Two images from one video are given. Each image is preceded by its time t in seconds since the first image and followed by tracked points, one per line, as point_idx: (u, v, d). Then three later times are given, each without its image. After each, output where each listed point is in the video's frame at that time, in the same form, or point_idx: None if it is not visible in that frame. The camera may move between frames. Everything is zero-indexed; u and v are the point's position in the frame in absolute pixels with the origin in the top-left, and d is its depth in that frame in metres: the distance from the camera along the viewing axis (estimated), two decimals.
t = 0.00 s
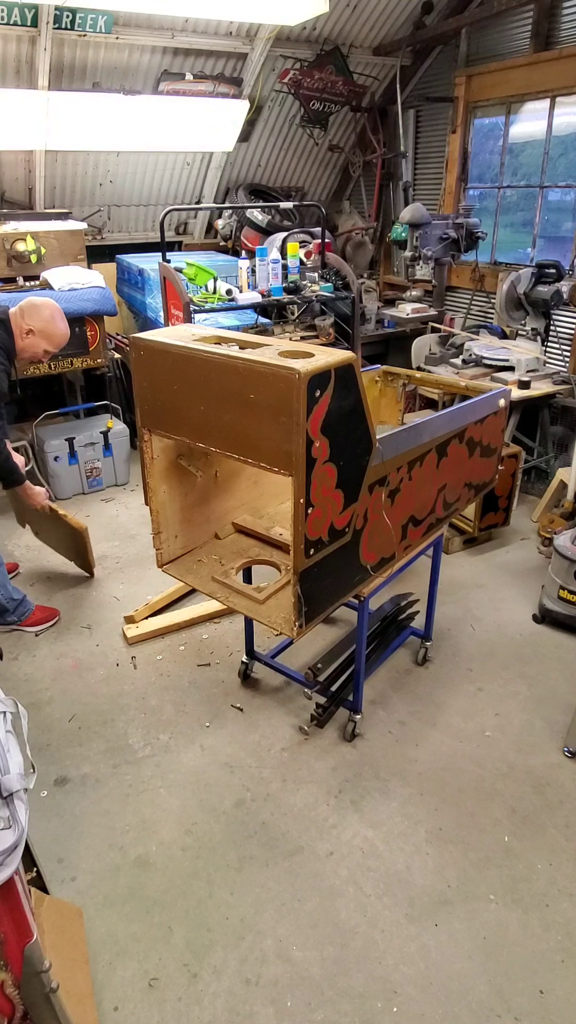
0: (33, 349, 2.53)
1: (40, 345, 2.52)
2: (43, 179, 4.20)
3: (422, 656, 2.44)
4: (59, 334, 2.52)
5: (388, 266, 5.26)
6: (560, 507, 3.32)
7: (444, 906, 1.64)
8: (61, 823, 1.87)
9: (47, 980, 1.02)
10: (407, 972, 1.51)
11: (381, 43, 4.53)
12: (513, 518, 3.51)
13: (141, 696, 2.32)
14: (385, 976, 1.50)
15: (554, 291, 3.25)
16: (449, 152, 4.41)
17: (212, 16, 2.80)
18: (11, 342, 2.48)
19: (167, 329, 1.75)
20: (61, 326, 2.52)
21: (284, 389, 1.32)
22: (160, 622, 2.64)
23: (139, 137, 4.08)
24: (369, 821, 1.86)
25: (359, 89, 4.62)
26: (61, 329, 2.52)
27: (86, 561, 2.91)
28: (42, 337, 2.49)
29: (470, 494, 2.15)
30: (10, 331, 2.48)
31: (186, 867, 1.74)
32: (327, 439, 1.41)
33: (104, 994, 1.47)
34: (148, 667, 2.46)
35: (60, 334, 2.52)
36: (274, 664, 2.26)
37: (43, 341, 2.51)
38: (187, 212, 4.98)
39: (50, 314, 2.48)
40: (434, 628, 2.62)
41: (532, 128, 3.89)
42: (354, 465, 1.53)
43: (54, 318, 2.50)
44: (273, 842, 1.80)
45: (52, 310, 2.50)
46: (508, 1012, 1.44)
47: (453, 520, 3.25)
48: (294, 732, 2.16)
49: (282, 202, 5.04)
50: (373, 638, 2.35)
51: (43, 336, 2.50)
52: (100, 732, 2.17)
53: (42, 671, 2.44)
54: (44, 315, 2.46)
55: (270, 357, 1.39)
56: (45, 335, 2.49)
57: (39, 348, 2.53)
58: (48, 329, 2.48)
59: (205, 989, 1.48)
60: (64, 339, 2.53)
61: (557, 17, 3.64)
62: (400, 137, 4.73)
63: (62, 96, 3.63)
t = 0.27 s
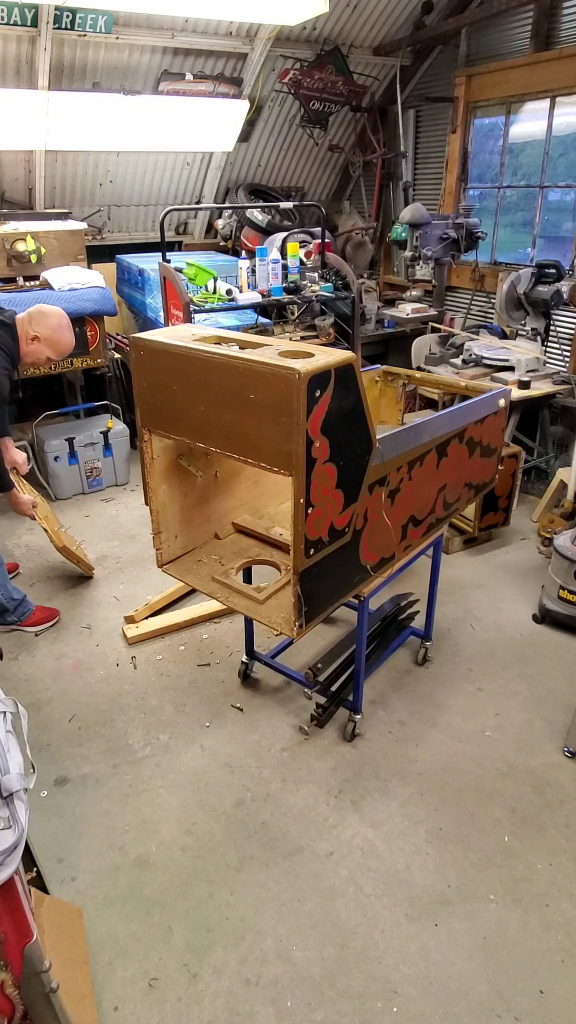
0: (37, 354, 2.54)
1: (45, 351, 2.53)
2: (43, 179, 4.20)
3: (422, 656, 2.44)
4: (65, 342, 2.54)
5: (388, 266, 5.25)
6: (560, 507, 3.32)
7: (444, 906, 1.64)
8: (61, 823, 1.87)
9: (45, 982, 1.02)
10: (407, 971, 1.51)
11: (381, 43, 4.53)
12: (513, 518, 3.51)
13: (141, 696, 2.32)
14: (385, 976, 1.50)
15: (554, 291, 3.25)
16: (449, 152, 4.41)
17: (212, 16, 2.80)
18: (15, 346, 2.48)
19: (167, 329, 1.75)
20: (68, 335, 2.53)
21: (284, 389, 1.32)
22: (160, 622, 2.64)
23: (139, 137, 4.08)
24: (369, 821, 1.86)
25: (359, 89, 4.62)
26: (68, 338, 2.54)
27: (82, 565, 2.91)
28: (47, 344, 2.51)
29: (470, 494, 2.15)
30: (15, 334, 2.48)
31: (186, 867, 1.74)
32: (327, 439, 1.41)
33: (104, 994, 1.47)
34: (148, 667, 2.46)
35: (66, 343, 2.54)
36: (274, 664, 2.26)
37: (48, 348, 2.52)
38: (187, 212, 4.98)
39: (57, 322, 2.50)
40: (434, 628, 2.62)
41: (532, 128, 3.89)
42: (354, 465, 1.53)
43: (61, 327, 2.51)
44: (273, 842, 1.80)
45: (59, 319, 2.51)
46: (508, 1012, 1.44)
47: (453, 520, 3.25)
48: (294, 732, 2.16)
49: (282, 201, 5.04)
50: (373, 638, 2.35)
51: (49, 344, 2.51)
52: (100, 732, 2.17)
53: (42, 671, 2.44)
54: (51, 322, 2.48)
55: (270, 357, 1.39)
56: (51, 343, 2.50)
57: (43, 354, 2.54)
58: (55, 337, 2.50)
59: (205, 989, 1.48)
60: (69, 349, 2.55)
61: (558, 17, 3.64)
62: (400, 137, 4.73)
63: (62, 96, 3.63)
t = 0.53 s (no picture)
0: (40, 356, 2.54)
1: (47, 353, 2.54)
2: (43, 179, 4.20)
3: (422, 656, 2.44)
4: (68, 344, 2.54)
5: (388, 266, 5.25)
6: (560, 507, 3.32)
7: (443, 906, 1.64)
8: (61, 822, 1.87)
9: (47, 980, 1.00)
10: (407, 971, 1.51)
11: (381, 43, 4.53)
12: (513, 518, 3.51)
13: (141, 696, 2.32)
14: (385, 976, 1.50)
15: (554, 291, 3.25)
16: (449, 152, 4.41)
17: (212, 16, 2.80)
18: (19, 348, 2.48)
19: (167, 329, 1.75)
20: (71, 337, 2.54)
21: (284, 389, 1.32)
22: (160, 622, 2.64)
23: (139, 137, 4.08)
24: (369, 821, 1.86)
25: (359, 89, 4.62)
26: (71, 340, 2.54)
27: (81, 566, 2.91)
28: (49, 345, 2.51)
29: (470, 494, 2.15)
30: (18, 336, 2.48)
31: (186, 867, 1.74)
32: (327, 439, 1.41)
33: (104, 994, 1.47)
34: (148, 667, 2.46)
35: (69, 345, 2.55)
36: (274, 664, 2.26)
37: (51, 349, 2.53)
38: (187, 212, 4.98)
39: (60, 324, 2.51)
40: (434, 628, 2.62)
41: (532, 128, 3.89)
42: (354, 465, 1.53)
43: (64, 329, 2.52)
44: (272, 842, 1.80)
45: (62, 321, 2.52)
46: (508, 1012, 1.44)
47: (453, 520, 3.24)
48: (294, 732, 2.16)
49: (282, 201, 5.04)
50: (373, 638, 2.35)
51: (53, 346, 2.52)
52: (100, 732, 2.17)
53: (42, 671, 2.44)
54: (54, 324, 2.49)
55: (270, 357, 1.39)
56: (54, 344, 2.51)
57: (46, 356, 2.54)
58: (58, 339, 2.50)
59: (205, 989, 1.48)
60: (72, 350, 2.56)
61: (557, 17, 3.64)
62: (400, 137, 4.73)
63: (62, 96, 3.63)
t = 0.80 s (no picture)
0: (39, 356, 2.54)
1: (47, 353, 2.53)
2: (43, 179, 4.20)
3: (422, 656, 2.44)
4: (68, 344, 2.53)
5: (388, 266, 5.25)
6: (560, 507, 3.32)
7: (443, 906, 1.64)
8: (61, 823, 1.87)
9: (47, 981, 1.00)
10: (407, 972, 1.51)
11: (381, 43, 4.53)
12: (513, 518, 3.51)
13: (142, 696, 2.32)
14: (385, 976, 1.50)
15: (554, 291, 3.25)
16: (449, 152, 4.41)
17: (212, 16, 2.80)
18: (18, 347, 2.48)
19: (167, 329, 1.75)
20: (70, 337, 2.53)
21: (284, 389, 1.32)
22: (160, 622, 2.64)
23: (139, 137, 4.08)
24: (369, 821, 1.86)
25: (359, 89, 4.62)
26: (70, 340, 2.53)
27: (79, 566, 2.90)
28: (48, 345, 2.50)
29: (470, 494, 2.15)
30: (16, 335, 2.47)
31: (186, 868, 1.74)
32: (327, 439, 1.41)
33: (104, 994, 1.47)
34: (148, 667, 2.46)
35: (69, 345, 2.54)
36: (274, 664, 2.26)
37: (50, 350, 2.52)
38: (187, 212, 4.98)
39: (60, 324, 2.49)
40: (434, 628, 2.62)
41: (532, 128, 3.89)
42: (354, 465, 1.53)
43: (64, 329, 2.50)
44: (272, 842, 1.80)
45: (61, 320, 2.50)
46: (508, 1012, 1.44)
47: (453, 520, 3.24)
48: (294, 732, 2.16)
49: (282, 201, 5.04)
50: (373, 638, 2.35)
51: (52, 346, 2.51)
52: (100, 732, 2.17)
53: (42, 671, 2.44)
54: (53, 324, 2.47)
55: (270, 357, 1.39)
56: (53, 344, 2.50)
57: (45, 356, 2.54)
58: (57, 339, 2.49)
59: (205, 989, 1.48)
60: (71, 350, 2.55)
61: (557, 17, 3.64)
62: (400, 137, 4.73)
63: (62, 95, 3.63)
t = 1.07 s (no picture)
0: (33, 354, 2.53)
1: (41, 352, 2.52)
2: (43, 179, 4.20)
3: (421, 656, 2.44)
4: (62, 341, 2.52)
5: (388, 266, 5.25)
6: (560, 507, 3.32)
7: (443, 906, 1.64)
8: (61, 823, 1.87)
9: (47, 980, 1.02)
10: (407, 971, 1.51)
11: (381, 43, 4.53)
12: (513, 518, 3.51)
13: (142, 696, 2.32)
14: (385, 976, 1.50)
15: (554, 291, 3.25)
16: (449, 152, 4.41)
17: (212, 16, 2.80)
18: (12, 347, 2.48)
19: (167, 329, 1.75)
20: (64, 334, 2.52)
21: (284, 389, 1.32)
22: (160, 622, 2.64)
23: (139, 137, 4.08)
24: (369, 821, 1.86)
25: (359, 89, 4.62)
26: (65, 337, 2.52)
27: (78, 566, 2.90)
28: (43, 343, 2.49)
29: (470, 494, 2.15)
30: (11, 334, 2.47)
31: (186, 867, 1.74)
32: (327, 439, 1.41)
33: (104, 994, 1.47)
34: (148, 667, 2.46)
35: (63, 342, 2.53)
36: (274, 664, 2.26)
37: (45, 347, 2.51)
38: (187, 212, 4.98)
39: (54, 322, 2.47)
40: (434, 628, 2.62)
41: (532, 128, 3.89)
42: (354, 465, 1.53)
43: (58, 326, 2.49)
44: (272, 842, 1.80)
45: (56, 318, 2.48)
46: (508, 1012, 1.44)
47: (453, 520, 3.24)
48: (294, 732, 2.16)
49: (282, 201, 5.04)
50: (373, 638, 2.35)
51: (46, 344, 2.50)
52: (100, 732, 2.17)
53: (42, 671, 2.44)
54: (48, 322, 2.46)
55: (270, 357, 1.39)
56: (47, 341, 2.48)
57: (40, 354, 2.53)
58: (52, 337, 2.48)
59: (205, 989, 1.48)
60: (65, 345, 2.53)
61: (558, 17, 3.64)
62: (400, 137, 4.73)
63: (62, 95, 3.63)
